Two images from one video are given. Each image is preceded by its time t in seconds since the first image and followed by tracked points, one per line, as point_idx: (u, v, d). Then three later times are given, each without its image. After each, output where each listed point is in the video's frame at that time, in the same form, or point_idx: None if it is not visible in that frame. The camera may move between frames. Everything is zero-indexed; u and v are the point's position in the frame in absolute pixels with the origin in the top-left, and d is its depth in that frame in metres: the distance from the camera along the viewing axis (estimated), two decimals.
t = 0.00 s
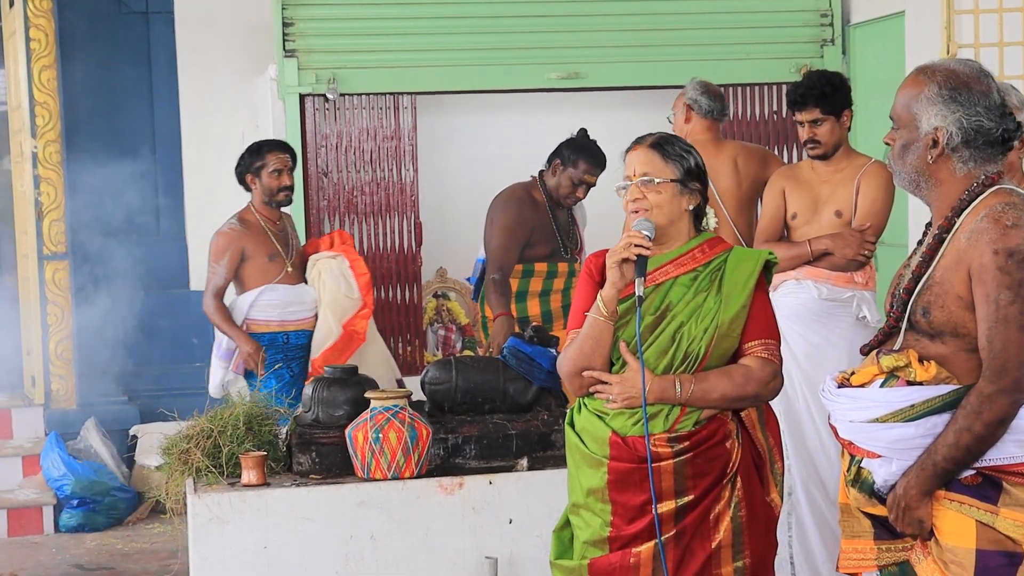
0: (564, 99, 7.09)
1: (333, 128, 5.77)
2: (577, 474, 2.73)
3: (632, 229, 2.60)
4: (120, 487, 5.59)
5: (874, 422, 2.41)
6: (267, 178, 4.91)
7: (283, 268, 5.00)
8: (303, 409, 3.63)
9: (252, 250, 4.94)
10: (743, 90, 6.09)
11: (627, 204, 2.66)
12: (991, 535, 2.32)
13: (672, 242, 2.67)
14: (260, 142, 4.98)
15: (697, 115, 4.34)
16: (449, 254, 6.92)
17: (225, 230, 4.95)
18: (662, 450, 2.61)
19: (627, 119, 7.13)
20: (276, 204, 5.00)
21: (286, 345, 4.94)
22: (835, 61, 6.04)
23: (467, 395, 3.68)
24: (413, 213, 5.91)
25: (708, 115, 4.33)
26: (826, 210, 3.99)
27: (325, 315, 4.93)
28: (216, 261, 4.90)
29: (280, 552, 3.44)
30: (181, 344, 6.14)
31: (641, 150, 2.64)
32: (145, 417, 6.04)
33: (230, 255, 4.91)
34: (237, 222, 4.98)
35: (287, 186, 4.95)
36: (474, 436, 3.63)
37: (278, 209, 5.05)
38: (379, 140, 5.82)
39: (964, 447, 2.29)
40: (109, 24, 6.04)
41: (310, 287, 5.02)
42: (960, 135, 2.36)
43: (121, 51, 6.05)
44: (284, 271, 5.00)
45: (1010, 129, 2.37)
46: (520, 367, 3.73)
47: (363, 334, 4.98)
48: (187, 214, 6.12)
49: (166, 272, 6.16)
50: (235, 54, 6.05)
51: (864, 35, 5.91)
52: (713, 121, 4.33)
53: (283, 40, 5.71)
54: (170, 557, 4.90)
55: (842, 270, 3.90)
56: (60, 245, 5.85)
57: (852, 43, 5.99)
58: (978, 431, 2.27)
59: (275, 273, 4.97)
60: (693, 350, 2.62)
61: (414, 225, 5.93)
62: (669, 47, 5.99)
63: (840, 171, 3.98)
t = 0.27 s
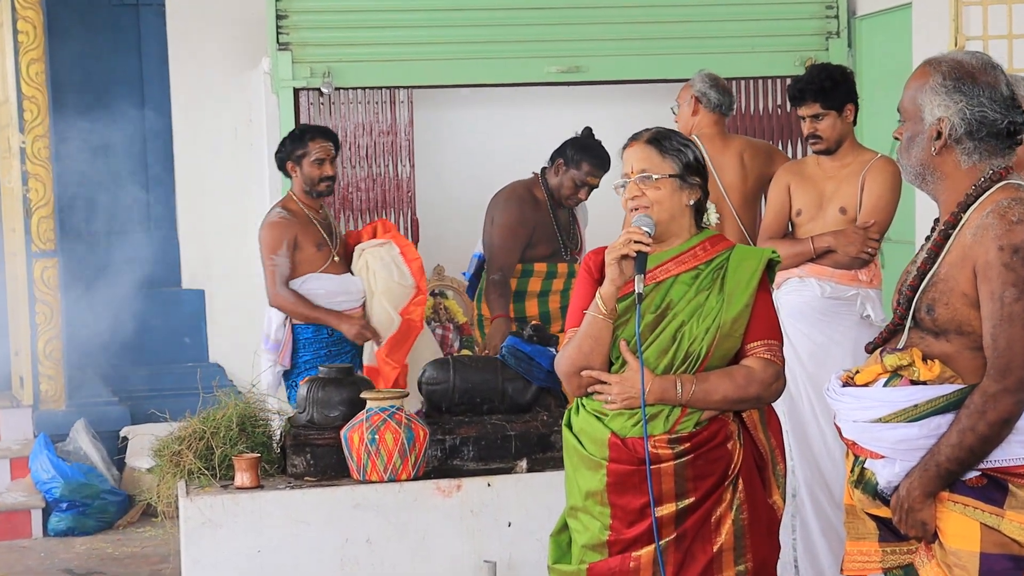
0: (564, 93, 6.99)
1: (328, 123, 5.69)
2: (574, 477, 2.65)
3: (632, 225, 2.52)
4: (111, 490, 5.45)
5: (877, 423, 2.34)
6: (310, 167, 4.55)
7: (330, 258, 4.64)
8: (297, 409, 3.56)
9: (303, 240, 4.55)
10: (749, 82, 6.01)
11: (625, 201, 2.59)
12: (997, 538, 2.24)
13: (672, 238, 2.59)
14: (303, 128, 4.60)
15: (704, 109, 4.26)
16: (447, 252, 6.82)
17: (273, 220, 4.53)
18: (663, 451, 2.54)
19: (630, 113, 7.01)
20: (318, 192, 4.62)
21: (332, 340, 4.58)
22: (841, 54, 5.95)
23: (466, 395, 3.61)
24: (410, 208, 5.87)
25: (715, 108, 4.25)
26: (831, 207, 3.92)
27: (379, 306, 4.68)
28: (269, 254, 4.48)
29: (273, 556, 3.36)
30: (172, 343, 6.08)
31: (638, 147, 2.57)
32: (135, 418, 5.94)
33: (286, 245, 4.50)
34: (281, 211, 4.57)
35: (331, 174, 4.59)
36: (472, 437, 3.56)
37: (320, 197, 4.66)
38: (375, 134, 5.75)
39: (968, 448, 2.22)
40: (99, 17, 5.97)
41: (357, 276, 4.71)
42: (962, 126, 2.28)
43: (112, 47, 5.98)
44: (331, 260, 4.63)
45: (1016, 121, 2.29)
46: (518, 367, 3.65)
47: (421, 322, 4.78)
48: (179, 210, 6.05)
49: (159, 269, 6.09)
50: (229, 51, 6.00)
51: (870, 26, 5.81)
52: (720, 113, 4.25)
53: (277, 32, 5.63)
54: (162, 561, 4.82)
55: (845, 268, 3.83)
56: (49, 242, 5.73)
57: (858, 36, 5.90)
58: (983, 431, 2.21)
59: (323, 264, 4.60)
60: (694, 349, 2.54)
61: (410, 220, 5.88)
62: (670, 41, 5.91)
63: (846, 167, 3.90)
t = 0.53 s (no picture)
0: (563, 89, 6.90)
1: (326, 120, 5.56)
2: (576, 478, 2.61)
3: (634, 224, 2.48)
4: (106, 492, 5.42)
5: (878, 423, 2.31)
6: (363, 167, 4.55)
7: (376, 259, 4.64)
8: (294, 410, 3.52)
9: (354, 238, 4.56)
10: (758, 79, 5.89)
11: (624, 202, 2.55)
12: (1000, 540, 2.20)
13: (673, 237, 2.55)
14: (355, 127, 4.58)
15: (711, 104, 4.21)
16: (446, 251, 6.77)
17: (324, 218, 4.53)
18: (665, 453, 2.50)
19: (630, 109, 6.89)
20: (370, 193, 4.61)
21: (371, 345, 4.60)
22: (844, 50, 5.82)
23: (465, 396, 3.57)
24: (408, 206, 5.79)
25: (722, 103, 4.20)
26: (834, 206, 3.88)
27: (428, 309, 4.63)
28: (323, 253, 4.49)
29: (270, 559, 3.32)
30: (169, 343, 6.06)
31: (635, 146, 2.53)
32: (132, 419, 5.92)
33: (341, 244, 4.51)
34: (333, 210, 4.57)
35: (384, 175, 4.59)
36: (472, 437, 3.52)
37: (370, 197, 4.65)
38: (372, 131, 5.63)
39: (970, 447, 2.18)
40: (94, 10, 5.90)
41: (407, 279, 4.70)
42: (960, 122, 2.25)
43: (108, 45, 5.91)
44: (376, 262, 4.63)
45: (1016, 115, 2.26)
46: (518, 366, 3.62)
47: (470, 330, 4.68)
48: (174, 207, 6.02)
49: (153, 267, 6.06)
50: (224, 49, 5.95)
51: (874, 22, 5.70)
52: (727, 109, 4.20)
53: (273, 29, 5.53)
54: (156, 564, 4.77)
55: (847, 266, 3.80)
56: (43, 241, 5.67)
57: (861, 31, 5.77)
58: (984, 430, 2.17)
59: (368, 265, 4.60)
60: (696, 349, 2.50)
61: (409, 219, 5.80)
62: (678, 36, 5.78)
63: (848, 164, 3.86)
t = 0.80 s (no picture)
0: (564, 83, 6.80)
1: (318, 115, 5.48)
2: (579, 479, 2.54)
3: (635, 220, 2.40)
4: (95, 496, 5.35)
5: (886, 423, 2.22)
6: (408, 159, 4.17)
7: (428, 252, 4.30)
8: (287, 412, 3.44)
9: (399, 234, 4.23)
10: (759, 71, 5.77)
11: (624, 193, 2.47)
12: (1011, 542, 2.13)
13: (676, 235, 2.48)
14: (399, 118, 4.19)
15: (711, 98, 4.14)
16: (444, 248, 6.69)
17: (370, 211, 4.21)
18: (669, 453, 2.42)
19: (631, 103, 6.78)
20: (417, 185, 4.25)
21: (428, 344, 4.27)
22: (848, 41, 5.70)
23: (462, 396, 3.49)
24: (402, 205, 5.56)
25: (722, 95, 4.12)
26: (836, 201, 3.79)
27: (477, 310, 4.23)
28: (364, 247, 4.17)
29: (263, 563, 3.24)
30: (158, 342, 5.98)
31: (639, 137, 2.45)
32: (121, 421, 5.84)
33: (384, 238, 4.19)
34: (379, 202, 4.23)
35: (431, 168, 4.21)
36: (469, 439, 3.44)
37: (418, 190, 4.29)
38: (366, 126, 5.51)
39: (979, 447, 2.10)
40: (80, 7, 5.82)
41: (460, 274, 4.28)
42: (962, 115, 2.17)
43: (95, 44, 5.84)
44: (428, 256, 4.30)
45: (1022, 108, 2.17)
46: (516, 366, 3.54)
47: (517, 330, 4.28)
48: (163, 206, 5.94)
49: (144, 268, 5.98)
50: (214, 46, 5.87)
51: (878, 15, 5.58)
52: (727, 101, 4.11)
53: (264, 22, 5.40)
54: (146, 569, 4.69)
55: (849, 264, 3.70)
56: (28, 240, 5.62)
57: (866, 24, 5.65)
58: (994, 429, 2.09)
59: (419, 259, 4.27)
60: (700, 347, 2.43)
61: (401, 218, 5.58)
62: (683, 28, 5.65)
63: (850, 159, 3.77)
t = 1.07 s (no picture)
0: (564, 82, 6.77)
1: (315, 115, 5.46)
2: (581, 480, 2.52)
3: (636, 218, 2.40)
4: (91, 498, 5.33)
5: (886, 424, 2.20)
6: (469, 153, 4.04)
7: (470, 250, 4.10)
8: (285, 413, 3.42)
9: (444, 231, 4.01)
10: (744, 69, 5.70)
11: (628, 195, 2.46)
12: (1012, 544, 2.11)
13: (680, 235, 2.46)
14: (444, 114, 4.04)
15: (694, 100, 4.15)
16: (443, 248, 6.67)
17: (413, 206, 3.98)
18: (672, 453, 2.40)
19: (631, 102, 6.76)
20: (468, 181, 4.09)
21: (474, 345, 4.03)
22: (849, 40, 5.66)
23: (460, 397, 3.48)
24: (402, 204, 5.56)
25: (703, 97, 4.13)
26: (829, 200, 3.77)
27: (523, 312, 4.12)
28: (403, 244, 3.96)
29: (260, 565, 3.23)
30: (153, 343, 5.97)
31: (642, 139, 2.44)
32: (116, 423, 5.83)
33: (426, 235, 3.97)
34: (423, 198, 4.01)
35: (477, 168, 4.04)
36: (467, 441, 3.42)
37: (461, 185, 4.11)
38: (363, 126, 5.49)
39: (979, 449, 2.08)
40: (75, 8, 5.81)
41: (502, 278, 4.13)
42: (960, 115, 2.15)
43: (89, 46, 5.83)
44: (471, 254, 4.10)
45: (1019, 107, 2.15)
46: (515, 368, 3.53)
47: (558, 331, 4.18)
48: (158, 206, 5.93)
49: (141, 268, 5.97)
50: (208, 45, 5.83)
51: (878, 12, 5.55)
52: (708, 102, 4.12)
53: (260, 21, 5.39)
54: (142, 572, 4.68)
55: (845, 263, 3.67)
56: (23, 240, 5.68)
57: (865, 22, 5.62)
58: (994, 431, 2.07)
59: (463, 258, 4.07)
60: (703, 347, 2.40)
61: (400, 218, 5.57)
62: (680, 27, 5.63)
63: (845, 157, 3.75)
